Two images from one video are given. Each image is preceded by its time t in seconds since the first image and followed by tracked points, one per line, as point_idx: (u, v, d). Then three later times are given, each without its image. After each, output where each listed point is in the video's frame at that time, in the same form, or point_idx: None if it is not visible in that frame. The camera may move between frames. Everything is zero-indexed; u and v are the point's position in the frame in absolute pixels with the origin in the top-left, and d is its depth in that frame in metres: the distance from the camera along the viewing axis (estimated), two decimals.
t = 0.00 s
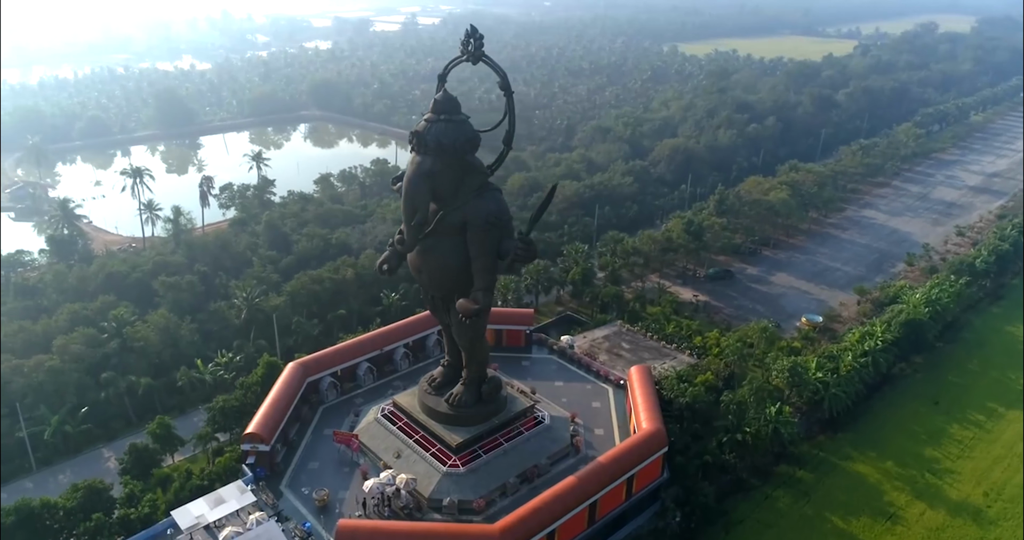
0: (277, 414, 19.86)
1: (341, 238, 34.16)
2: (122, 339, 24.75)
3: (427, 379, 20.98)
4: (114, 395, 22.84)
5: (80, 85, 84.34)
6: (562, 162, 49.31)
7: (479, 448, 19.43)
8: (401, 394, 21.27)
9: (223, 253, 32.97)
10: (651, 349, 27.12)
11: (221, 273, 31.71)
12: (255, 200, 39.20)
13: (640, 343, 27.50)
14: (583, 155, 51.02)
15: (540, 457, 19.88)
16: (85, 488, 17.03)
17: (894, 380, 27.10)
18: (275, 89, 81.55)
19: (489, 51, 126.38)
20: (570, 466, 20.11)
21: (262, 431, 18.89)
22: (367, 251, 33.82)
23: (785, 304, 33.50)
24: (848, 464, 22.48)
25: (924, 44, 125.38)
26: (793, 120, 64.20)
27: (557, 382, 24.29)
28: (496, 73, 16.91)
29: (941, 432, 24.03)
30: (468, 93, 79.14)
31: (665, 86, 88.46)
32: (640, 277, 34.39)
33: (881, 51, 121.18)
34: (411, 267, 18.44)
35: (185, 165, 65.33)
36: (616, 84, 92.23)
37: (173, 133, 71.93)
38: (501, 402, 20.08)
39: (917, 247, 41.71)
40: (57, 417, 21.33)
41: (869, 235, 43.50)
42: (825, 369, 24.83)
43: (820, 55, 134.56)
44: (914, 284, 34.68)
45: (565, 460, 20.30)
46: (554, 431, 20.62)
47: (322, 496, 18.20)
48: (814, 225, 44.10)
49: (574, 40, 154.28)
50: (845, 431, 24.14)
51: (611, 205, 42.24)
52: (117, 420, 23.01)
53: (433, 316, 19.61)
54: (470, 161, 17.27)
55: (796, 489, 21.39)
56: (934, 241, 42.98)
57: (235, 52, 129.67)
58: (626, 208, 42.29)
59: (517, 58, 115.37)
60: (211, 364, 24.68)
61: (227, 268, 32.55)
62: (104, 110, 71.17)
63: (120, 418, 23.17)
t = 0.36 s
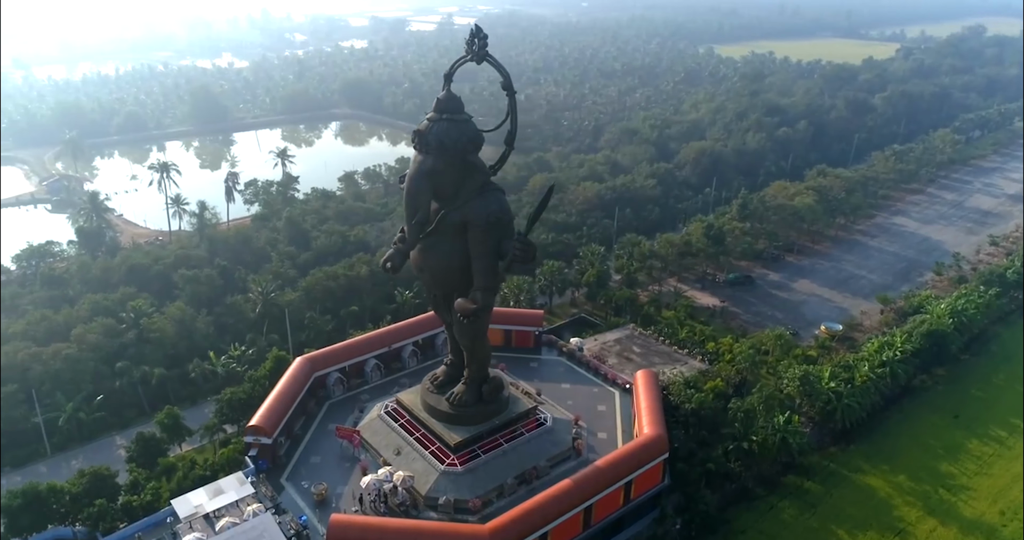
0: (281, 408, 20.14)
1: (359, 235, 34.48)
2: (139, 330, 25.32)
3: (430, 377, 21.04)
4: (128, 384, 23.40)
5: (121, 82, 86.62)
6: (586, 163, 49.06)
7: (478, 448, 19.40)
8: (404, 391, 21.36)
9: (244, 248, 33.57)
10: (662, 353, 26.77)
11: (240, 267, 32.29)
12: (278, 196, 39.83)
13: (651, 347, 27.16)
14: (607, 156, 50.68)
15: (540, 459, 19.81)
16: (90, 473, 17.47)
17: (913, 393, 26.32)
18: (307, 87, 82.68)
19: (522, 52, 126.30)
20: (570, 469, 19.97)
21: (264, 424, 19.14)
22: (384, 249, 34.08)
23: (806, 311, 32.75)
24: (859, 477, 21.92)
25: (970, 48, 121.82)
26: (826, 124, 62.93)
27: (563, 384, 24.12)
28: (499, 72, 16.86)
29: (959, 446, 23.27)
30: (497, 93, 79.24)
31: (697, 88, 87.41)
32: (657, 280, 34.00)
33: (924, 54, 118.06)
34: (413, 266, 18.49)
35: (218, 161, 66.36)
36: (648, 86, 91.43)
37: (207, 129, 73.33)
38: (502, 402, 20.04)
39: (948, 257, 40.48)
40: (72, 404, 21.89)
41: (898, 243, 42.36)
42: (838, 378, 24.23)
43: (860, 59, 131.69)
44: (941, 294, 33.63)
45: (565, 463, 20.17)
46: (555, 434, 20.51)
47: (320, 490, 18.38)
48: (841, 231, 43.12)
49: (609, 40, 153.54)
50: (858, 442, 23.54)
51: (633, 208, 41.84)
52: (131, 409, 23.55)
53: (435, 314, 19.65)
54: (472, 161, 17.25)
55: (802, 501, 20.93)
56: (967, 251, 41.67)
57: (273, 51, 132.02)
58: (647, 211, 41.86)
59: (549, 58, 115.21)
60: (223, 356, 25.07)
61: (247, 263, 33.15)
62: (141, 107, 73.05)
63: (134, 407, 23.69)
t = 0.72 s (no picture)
0: (300, 400, 20.55)
1: (392, 232, 34.92)
2: (174, 318, 26.16)
3: (447, 375, 21.16)
4: (159, 370, 24.20)
5: (179, 78, 89.62)
6: (624, 165, 48.61)
7: (490, 448, 19.43)
8: (422, 388, 21.54)
9: (280, 242, 34.34)
10: (687, 360, 26.33)
11: (275, 260, 33.07)
12: (317, 192, 40.61)
13: (676, 353, 26.75)
14: (647, 158, 50.10)
15: (551, 461, 19.73)
16: (114, 455, 18.08)
17: (950, 411, 25.29)
18: (355, 85, 84.06)
19: (570, 52, 125.81)
20: (583, 473, 19.83)
21: (282, 414, 19.56)
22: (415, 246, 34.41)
23: (842, 321, 31.78)
24: (884, 495, 21.18)
25: None
26: (878, 129, 60.92)
27: (583, 387, 23.97)
28: (517, 73, 16.87)
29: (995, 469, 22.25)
30: (541, 93, 79.10)
31: (746, 91, 85.66)
32: (688, 286, 33.43)
33: (990, 58, 113.14)
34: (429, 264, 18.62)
35: (267, 156, 67.68)
36: (696, 88, 90.03)
37: (258, 126, 75.18)
38: (516, 402, 20.03)
39: (1000, 270, 38.71)
40: (106, 388, 22.75)
41: (946, 255, 40.74)
42: (868, 393, 23.45)
43: (922, 62, 126.96)
44: (988, 309, 32.18)
45: (578, 467, 20.04)
46: (569, 437, 20.41)
47: (333, 482, 18.69)
48: (885, 240, 41.69)
49: (659, 41, 151.59)
50: (886, 460, 22.73)
51: (668, 212, 41.25)
52: (162, 394, 24.36)
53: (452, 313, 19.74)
54: (488, 161, 17.29)
55: (822, 517, 20.33)
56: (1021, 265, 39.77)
57: (326, 50, 134.43)
58: (683, 215, 41.21)
59: (597, 59, 114.43)
60: (252, 347, 25.69)
61: (282, 256, 33.93)
62: (196, 103, 75.36)
63: (165, 393, 24.50)
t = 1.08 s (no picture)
0: (328, 390, 20.99)
1: (434, 229, 35.27)
2: (217, 306, 27.06)
3: (473, 373, 21.26)
4: (200, 356, 25.07)
5: (245, 74, 92.74)
6: (674, 168, 47.86)
7: (510, 447, 19.43)
8: (448, 385, 21.70)
9: (325, 236, 35.11)
10: (722, 369, 25.74)
11: (319, 253, 33.80)
12: (364, 188, 41.35)
13: (711, 362, 26.19)
14: (697, 162, 49.18)
15: (572, 464, 19.60)
16: (148, 435, 18.79)
17: (1000, 436, 24.00)
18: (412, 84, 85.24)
19: (629, 54, 124.69)
20: (603, 478, 19.62)
21: (309, 404, 20.02)
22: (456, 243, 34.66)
23: (890, 336, 30.51)
24: (921, 519, 20.23)
25: None
26: (945, 137, 58.27)
27: (611, 392, 23.71)
28: (546, 73, 16.81)
29: None
30: (596, 94, 78.57)
31: (809, 95, 83.16)
32: (730, 293, 32.66)
33: None
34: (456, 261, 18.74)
35: (325, 151, 69.19)
36: (756, 91, 87.88)
37: (318, 121, 76.96)
38: (540, 403, 19.97)
39: None
40: (149, 370, 23.69)
41: (1011, 271, 38.66)
42: (910, 411, 22.47)
43: (1002, 68, 120.83)
44: None
45: (598, 471, 19.85)
46: (592, 440, 20.21)
47: (354, 472, 19.01)
48: (945, 254, 39.86)
49: (723, 43, 148.62)
50: (926, 483, 21.72)
51: (715, 217, 40.42)
52: (202, 379, 25.22)
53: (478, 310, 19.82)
54: (515, 161, 17.30)
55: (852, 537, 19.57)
56: None
57: (388, 49, 136.72)
58: (730, 222, 40.31)
59: (656, 61, 113.00)
60: (289, 337, 26.33)
61: (326, 250, 34.67)
62: (259, 99, 77.75)
63: (205, 377, 25.36)
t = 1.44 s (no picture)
0: (348, 383, 21.32)
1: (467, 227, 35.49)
2: (251, 297, 27.78)
3: (491, 371, 21.31)
4: (231, 344, 25.77)
5: (298, 72, 94.93)
6: (716, 172, 46.99)
7: (523, 447, 19.41)
8: (466, 382, 21.79)
9: (360, 231, 35.69)
10: (748, 378, 25.16)
11: (353, 247, 34.38)
12: (402, 185, 41.83)
13: (738, 370, 25.61)
14: (740, 166, 48.17)
15: (585, 466, 19.48)
16: (175, 418, 19.47)
17: None
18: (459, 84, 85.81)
19: (680, 56, 123.08)
20: (616, 482, 19.44)
21: (328, 395, 20.37)
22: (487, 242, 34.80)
23: (931, 351, 29.35)
24: None
25: None
26: (1008, 146, 55.66)
27: (632, 396, 23.45)
28: (566, 73, 16.75)
29: None
30: (642, 96, 77.73)
31: (865, 101, 80.55)
32: (764, 301, 31.95)
33: None
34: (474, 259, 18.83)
35: (370, 148, 70.15)
36: (809, 95, 85.57)
37: (365, 119, 78.15)
38: (555, 403, 19.89)
39: None
40: (182, 356, 24.47)
41: None
42: (942, 430, 21.58)
43: None
44: None
45: (611, 475, 19.67)
46: (606, 444, 20.05)
47: (368, 465, 19.28)
48: (998, 267, 38.11)
49: (779, 46, 145.06)
50: (957, 504, 20.81)
51: (754, 223, 39.58)
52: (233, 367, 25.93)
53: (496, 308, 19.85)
54: (532, 160, 17.27)
55: None
56: None
57: (438, 49, 137.85)
58: (770, 228, 39.41)
59: (708, 63, 111.04)
60: (317, 329, 26.87)
61: (361, 244, 35.22)
62: (308, 96, 79.45)
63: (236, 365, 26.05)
